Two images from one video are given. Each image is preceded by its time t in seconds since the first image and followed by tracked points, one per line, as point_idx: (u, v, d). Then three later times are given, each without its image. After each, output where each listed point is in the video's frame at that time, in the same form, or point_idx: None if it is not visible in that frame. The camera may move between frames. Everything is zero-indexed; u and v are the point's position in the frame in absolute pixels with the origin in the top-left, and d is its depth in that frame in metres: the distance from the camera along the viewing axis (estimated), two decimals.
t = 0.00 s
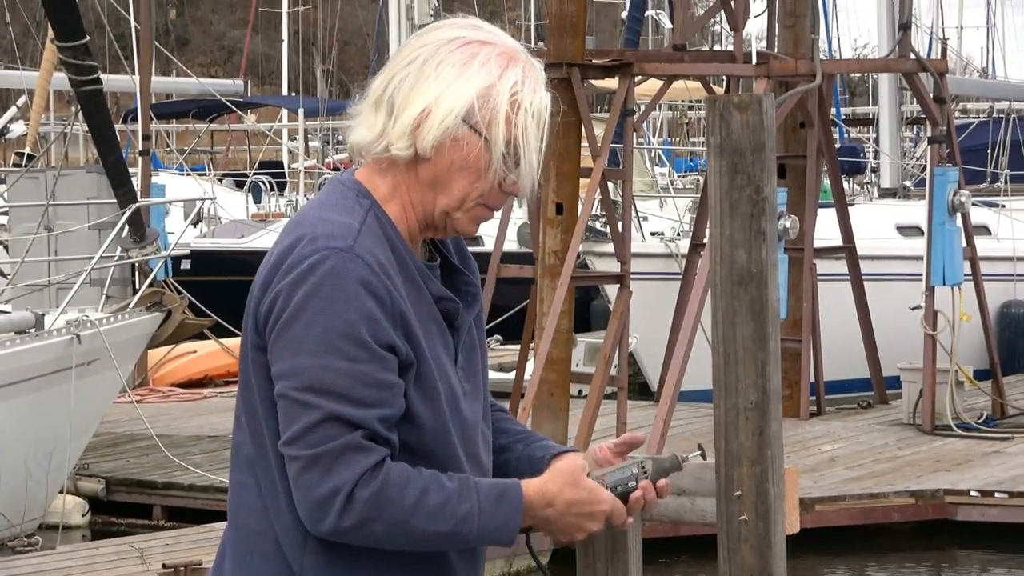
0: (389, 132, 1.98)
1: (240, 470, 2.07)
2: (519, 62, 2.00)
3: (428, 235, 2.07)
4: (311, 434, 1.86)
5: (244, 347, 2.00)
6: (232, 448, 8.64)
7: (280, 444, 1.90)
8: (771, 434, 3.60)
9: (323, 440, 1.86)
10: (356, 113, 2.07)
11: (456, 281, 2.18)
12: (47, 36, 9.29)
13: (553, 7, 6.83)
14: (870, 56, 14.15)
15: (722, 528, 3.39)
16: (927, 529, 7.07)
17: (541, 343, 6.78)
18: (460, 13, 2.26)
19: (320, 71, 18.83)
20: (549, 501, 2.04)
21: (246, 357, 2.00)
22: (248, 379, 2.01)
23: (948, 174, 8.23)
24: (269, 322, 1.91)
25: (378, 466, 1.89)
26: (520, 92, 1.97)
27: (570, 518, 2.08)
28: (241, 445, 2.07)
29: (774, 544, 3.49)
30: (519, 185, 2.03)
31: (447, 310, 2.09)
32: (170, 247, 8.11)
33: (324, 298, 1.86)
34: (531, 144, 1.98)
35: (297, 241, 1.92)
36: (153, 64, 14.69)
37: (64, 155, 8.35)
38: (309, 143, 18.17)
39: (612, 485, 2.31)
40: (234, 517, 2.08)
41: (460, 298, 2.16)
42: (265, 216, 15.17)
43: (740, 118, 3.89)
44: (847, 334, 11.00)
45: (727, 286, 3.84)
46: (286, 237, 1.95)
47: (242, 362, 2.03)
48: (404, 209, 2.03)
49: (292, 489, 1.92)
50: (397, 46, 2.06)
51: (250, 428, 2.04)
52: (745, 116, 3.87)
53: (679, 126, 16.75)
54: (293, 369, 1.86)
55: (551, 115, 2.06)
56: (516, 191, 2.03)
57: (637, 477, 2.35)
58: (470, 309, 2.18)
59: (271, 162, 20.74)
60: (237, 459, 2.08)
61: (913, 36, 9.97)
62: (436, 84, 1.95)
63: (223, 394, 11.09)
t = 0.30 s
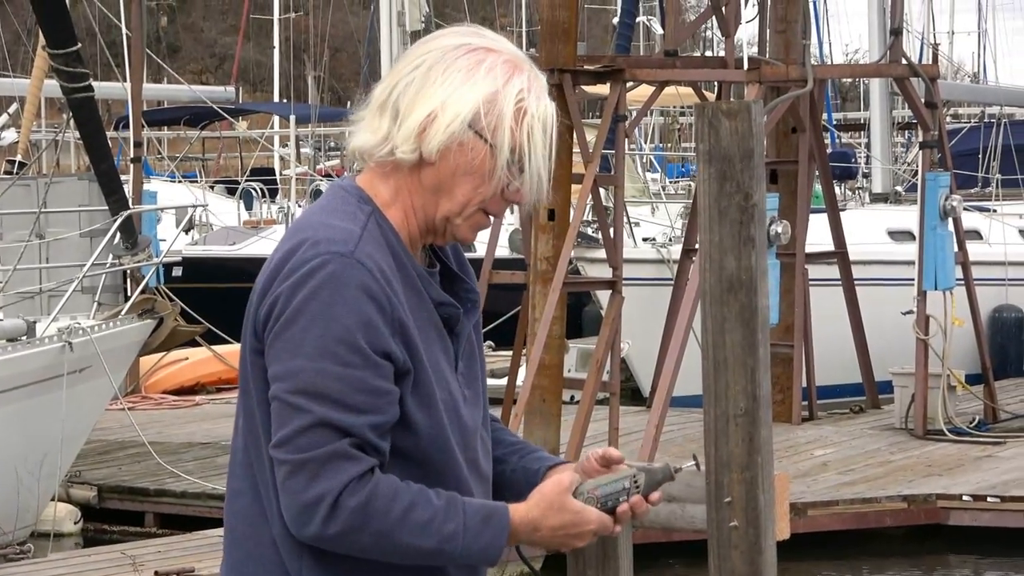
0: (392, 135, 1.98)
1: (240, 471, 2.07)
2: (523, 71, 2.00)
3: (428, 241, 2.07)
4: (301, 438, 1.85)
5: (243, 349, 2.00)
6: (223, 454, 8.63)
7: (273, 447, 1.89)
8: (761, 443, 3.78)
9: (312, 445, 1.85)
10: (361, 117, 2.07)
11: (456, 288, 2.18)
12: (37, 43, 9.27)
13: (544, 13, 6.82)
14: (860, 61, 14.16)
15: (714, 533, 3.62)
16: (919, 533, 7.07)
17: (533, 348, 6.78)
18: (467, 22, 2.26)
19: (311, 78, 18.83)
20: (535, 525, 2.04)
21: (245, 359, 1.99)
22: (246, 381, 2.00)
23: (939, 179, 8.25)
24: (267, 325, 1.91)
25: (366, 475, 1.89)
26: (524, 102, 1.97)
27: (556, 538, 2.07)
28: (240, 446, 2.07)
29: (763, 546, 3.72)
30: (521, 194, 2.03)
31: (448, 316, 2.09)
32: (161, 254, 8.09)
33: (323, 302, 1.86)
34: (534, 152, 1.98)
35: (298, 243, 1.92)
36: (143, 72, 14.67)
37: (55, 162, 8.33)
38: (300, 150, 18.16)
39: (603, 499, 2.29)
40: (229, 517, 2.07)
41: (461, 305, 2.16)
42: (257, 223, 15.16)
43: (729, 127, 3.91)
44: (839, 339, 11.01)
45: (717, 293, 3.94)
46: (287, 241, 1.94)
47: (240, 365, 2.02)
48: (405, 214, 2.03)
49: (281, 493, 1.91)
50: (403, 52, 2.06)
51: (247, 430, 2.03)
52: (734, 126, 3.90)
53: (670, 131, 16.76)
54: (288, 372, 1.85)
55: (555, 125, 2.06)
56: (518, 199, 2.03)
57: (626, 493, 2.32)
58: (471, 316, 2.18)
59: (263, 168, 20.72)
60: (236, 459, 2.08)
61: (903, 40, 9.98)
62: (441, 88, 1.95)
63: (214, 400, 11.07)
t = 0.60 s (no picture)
0: (387, 126, 1.97)
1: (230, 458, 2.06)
2: (520, 63, 2.00)
3: (421, 231, 2.06)
4: (289, 426, 1.84)
5: (234, 338, 1.99)
6: (210, 446, 8.61)
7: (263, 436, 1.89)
8: (749, 432, 3.53)
9: (300, 434, 1.84)
10: (356, 106, 2.06)
11: (448, 279, 2.18)
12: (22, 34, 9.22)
13: (531, 4, 6.81)
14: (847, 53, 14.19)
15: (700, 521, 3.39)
16: (905, 523, 7.09)
17: (519, 339, 6.78)
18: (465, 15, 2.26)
19: (297, 69, 18.78)
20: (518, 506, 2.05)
21: (235, 349, 1.99)
22: (237, 370, 2.00)
23: (925, 169, 8.27)
24: (259, 313, 1.90)
25: (355, 462, 1.88)
26: (522, 95, 1.97)
27: (541, 515, 2.08)
28: (229, 434, 2.06)
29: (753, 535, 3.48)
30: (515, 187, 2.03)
31: (440, 307, 2.08)
32: (148, 245, 8.06)
33: (316, 291, 1.85)
34: (530, 144, 1.98)
35: (291, 233, 1.91)
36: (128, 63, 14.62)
37: (40, 154, 8.29)
38: (286, 141, 18.13)
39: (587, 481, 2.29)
40: (217, 505, 2.07)
41: (452, 296, 2.16)
42: (242, 214, 15.12)
43: (716, 116, 3.69)
44: (826, 329, 11.04)
45: (705, 283, 3.71)
46: (280, 229, 1.94)
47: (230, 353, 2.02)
48: (398, 204, 2.02)
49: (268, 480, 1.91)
50: (401, 43, 2.05)
51: (237, 419, 2.03)
52: (722, 115, 3.67)
53: (657, 122, 16.78)
54: (278, 360, 1.85)
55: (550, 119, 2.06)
56: (512, 192, 2.03)
57: (612, 477, 2.30)
58: (462, 307, 2.18)
59: (249, 160, 20.68)
60: (225, 447, 2.08)
61: (889, 31, 9.99)
62: (437, 79, 1.94)
63: (201, 392, 11.05)
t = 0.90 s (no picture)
0: (389, 110, 1.96)
1: (224, 440, 2.05)
2: (520, 45, 1.99)
3: (422, 215, 2.05)
4: (285, 411, 1.84)
5: (232, 321, 1.98)
6: (198, 429, 8.60)
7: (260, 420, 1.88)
8: (738, 423, 3.45)
9: (298, 419, 1.84)
10: (356, 89, 2.05)
11: (446, 264, 2.17)
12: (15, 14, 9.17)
13: None
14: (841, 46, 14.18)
15: (686, 513, 3.31)
16: (891, 517, 7.12)
17: (509, 327, 6.78)
18: None
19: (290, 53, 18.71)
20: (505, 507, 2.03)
21: (233, 332, 1.98)
22: (234, 353, 1.99)
23: (917, 164, 8.28)
24: (258, 296, 1.89)
25: (351, 450, 1.87)
26: (524, 79, 1.96)
27: (527, 516, 2.06)
28: (224, 416, 2.06)
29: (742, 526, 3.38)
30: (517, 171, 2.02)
31: (439, 293, 2.08)
32: (138, 228, 8.03)
33: (316, 275, 1.85)
34: (533, 125, 1.98)
35: (291, 217, 1.90)
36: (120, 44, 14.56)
37: (31, 135, 8.26)
38: (279, 125, 18.08)
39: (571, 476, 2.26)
40: (211, 487, 2.06)
41: (450, 282, 2.15)
42: (233, 198, 15.09)
43: (710, 106, 3.62)
44: (815, 323, 11.05)
45: (696, 273, 3.63)
46: (280, 214, 1.93)
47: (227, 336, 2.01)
48: (400, 188, 2.02)
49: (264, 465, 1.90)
50: (400, 26, 2.04)
51: (232, 402, 2.02)
52: (717, 105, 3.60)
53: (650, 113, 16.76)
54: (277, 345, 1.84)
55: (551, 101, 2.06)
56: (515, 175, 2.02)
57: (602, 471, 2.32)
58: (460, 293, 2.17)
59: (240, 144, 20.62)
60: (219, 429, 2.07)
61: (883, 25, 9.98)
62: (439, 63, 1.93)
63: (189, 375, 11.04)
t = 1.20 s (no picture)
0: (388, 110, 1.95)
1: (215, 436, 2.05)
2: (518, 44, 1.99)
3: (420, 214, 2.05)
4: (283, 411, 1.83)
5: (227, 319, 1.98)
6: (186, 422, 8.57)
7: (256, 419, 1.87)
8: (728, 426, 3.22)
9: (294, 419, 1.83)
10: (353, 89, 2.04)
11: (438, 265, 2.16)
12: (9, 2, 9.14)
13: None
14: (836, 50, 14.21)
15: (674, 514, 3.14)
16: (878, 523, 7.13)
17: (499, 326, 6.76)
18: None
19: (284, 47, 18.68)
20: (504, 520, 2.00)
21: (228, 330, 1.97)
22: (228, 350, 1.98)
23: (909, 170, 8.30)
24: (255, 295, 1.88)
25: (348, 451, 1.86)
26: (523, 79, 1.96)
27: (527, 522, 2.03)
28: (215, 413, 2.05)
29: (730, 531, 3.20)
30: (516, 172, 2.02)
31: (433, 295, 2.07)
32: (130, 219, 8.01)
33: (313, 276, 1.83)
34: (532, 122, 1.98)
35: (288, 216, 1.89)
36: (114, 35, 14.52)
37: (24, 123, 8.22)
38: (272, 119, 18.05)
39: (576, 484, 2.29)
40: (203, 485, 2.06)
41: (443, 284, 2.14)
42: (225, 191, 15.05)
43: (704, 107, 3.33)
44: (805, 326, 11.06)
45: (688, 276, 3.34)
46: (277, 212, 1.92)
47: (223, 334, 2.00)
48: (397, 187, 2.01)
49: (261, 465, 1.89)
50: (397, 24, 2.03)
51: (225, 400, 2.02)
52: (711, 106, 3.32)
53: (643, 113, 16.77)
54: (274, 344, 1.83)
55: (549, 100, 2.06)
56: (513, 175, 2.02)
57: (599, 480, 2.33)
58: (452, 294, 2.16)
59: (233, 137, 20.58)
60: (211, 425, 2.06)
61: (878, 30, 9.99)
62: (440, 62, 1.92)
63: (178, 368, 11.01)
